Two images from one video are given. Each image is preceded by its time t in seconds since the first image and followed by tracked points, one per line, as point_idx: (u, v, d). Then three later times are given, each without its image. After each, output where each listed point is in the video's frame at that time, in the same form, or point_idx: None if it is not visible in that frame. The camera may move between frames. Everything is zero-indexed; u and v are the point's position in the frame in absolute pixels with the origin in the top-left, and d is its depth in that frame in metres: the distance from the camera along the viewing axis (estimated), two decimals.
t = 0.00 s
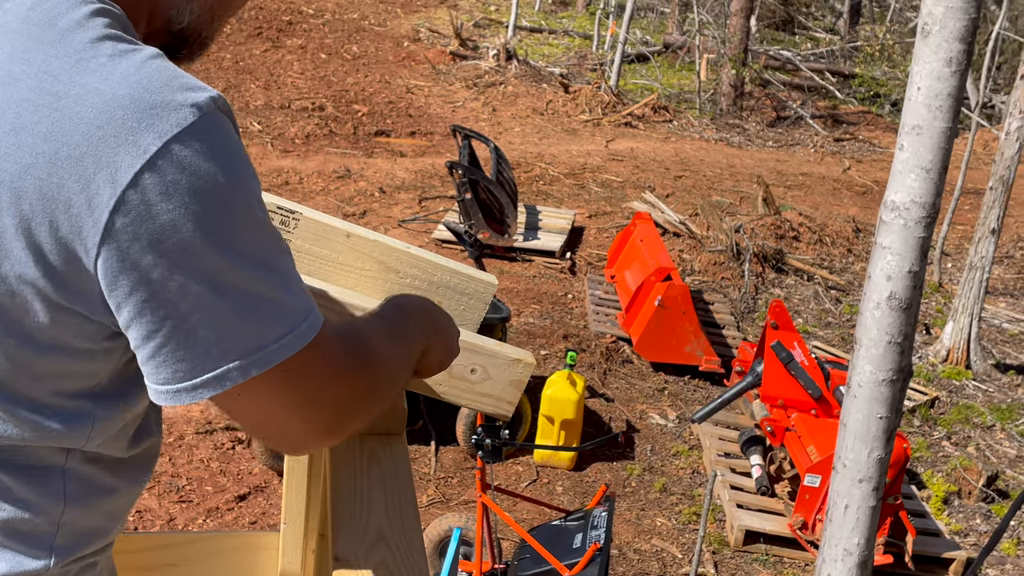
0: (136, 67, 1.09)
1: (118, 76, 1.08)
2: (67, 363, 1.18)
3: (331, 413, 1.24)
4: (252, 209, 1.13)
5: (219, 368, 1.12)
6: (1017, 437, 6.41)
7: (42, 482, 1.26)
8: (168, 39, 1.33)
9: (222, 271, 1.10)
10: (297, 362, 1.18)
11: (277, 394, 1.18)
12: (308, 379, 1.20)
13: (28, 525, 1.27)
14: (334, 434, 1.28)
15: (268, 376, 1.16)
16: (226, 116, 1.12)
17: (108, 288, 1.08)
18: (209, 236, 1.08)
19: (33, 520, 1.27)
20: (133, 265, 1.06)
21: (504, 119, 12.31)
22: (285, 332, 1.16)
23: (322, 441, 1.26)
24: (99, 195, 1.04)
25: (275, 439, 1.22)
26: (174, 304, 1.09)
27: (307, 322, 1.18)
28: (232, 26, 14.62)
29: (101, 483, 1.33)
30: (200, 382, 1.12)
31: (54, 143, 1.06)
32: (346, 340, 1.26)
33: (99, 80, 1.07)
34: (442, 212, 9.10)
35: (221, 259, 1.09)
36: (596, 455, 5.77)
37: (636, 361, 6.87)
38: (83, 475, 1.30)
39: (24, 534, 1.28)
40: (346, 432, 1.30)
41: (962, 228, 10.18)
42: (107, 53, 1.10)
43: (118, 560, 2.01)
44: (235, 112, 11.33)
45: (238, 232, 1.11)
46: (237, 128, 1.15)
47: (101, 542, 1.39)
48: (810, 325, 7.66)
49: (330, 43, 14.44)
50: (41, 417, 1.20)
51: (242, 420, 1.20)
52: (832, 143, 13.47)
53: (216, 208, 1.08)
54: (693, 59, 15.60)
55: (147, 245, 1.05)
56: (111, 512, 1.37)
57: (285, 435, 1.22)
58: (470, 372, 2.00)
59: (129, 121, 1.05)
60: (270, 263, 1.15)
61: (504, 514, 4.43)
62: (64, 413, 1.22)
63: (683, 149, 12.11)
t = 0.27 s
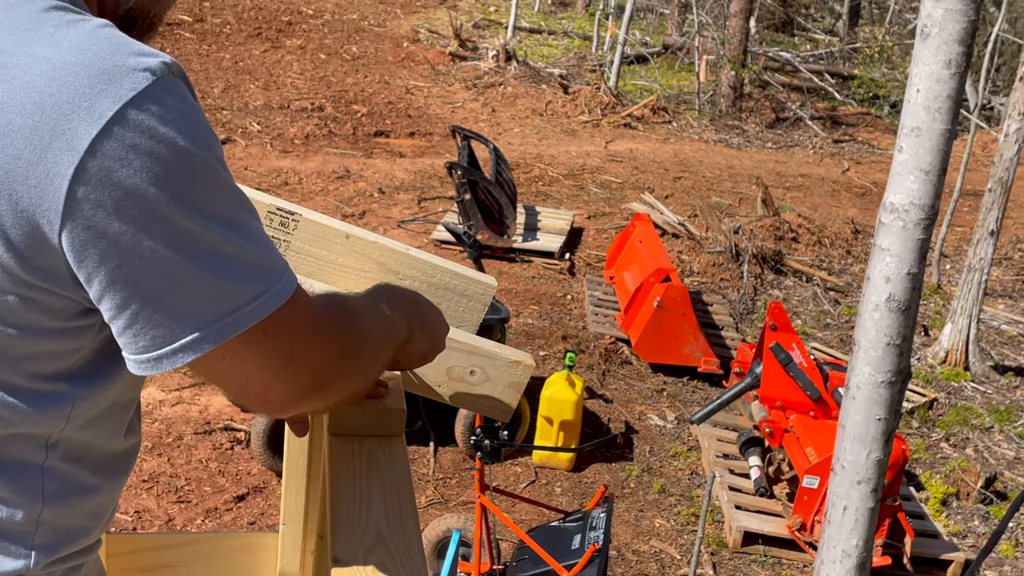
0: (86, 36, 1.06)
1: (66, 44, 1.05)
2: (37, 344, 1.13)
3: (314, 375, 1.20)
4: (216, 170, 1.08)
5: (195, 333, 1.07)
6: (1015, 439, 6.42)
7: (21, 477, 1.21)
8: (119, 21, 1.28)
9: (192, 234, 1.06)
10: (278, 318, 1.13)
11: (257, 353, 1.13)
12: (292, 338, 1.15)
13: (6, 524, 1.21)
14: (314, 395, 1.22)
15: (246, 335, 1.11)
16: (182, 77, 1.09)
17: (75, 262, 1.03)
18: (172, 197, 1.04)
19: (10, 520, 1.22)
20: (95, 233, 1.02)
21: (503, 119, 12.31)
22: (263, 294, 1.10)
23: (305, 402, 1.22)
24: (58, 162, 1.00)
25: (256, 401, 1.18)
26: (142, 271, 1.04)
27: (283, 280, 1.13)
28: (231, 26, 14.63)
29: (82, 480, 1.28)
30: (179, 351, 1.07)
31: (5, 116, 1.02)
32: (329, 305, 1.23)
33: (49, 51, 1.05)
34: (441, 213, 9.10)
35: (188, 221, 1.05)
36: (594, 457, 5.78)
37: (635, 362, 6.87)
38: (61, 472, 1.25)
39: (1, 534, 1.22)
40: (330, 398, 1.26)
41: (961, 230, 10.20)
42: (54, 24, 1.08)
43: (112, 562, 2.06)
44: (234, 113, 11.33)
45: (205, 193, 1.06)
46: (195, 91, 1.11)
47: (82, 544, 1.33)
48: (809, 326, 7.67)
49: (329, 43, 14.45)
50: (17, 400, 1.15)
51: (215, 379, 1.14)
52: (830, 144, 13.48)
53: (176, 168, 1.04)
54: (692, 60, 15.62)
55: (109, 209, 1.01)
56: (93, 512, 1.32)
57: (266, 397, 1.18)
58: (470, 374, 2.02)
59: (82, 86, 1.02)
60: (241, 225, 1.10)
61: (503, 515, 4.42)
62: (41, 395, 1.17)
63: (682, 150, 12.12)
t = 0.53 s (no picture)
0: (52, 19, 1.07)
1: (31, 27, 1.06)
2: (13, 329, 1.12)
3: (294, 358, 1.20)
4: (187, 151, 1.09)
5: (170, 314, 1.07)
6: (1014, 438, 6.42)
7: None
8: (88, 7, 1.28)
9: (162, 213, 1.06)
10: (255, 298, 1.13)
11: (234, 334, 1.13)
12: (270, 321, 1.15)
13: None
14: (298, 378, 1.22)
15: (222, 318, 1.11)
16: (149, 60, 1.10)
17: (45, 244, 1.03)
18: (142, 175, 1.04)
19: None
20: (64, 213, 1.02)
21: (503, 119, 12.31)
22: (239, 275, 1.11)
23: (288, 384, 1.21)
24: (23, 142, 1.01)
25: (235, 386, 1.18)
26: (113, 252, 1.04)
27: (257, 260, 1.13)
28: (231, 25, 14.63)
29: (62, 473, 1.25)
30: (154, 332, 1.07)
31: None
32: (307, 289, 1.23)
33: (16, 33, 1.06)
34: (441, 212, 9.10)
35: (159, 200, 1.05)
36: (594, 456, 5.78)
37: (635, 361, 6.87)
38: (42, 465, 1.22)
39: None
40: (311, 382, 1.24)
41: (960, 229, 10.20)
42: (21, 10, 1.08)
43: (112, 561, 2.08)
44: (233, 111, 11.32)
45: (174, 173, 1.06)
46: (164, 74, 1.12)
47: (63, 542, 1.29)
48: (808, 325, 7.67)
49: (329, 42, 14.44)
50: None
51: (195, 365, 1.15)
52: (830, 144, 13.48)
53: (145, 148, 1.04)
54: (692, 60, 15.63)
55: (78, 189, 1.01)
56: (76, 508, 1.28)
57: (242, 380, 1.17)
58: (470, 372, 2.02)
59: (50, 66, 1.03)
60: (213, 205, 1.10)
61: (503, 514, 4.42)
62: (17, 381, 1.15)
63: (681, 149, 12.12)
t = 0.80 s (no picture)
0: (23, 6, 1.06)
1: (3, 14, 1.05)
2: None
3: (272, 350, 1.21)
4: (161, 137, 1.08)
5: (146, 301, 1.06)
6: (1013, 436, 6.43)
7: None
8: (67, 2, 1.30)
9: (135, 199, 1.05)
10: (232, 291, 1.13)
11: (211, 326, 1.13)
12: (247, 314, 1.16)
13: None
14: (276, 369, 1.24)
15: (200, 310, 1.11)
16: (123, 47, 1.09)
17: (18, 230, 1.02)
18: (114, 162, 1.03)
19: None
20: (37, 198, 1.01)
21: (502, 117, 12.31)
22: (215, 264, 1.10)
23: (266, 376, 1.23)
24: None
25: (214, 378, 1.19)
26: (87, 238, 1.03)
27: (233, 250, 1.12)
28: (230, 24, 14.62)
29: (43, 472, 1.23)
30: (129, 318, 1.06)
31: None
32: (284, 280, 1.24)
33: None
34: (440, 211, 9.10)
35: (133, 186, 1.04)
36: (593, 453, 5.78)
37: (634, 360, 6.88)
38: (22, 464, 1.21)
39: None
40: (290, 372, 1.27)
41: (960, 227, 10.21)
42: None
43: (112, 560, 2.07)
44: (233, 110, 11.32)
45: (148, 158, 1.05)
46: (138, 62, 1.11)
47: (43, 540, 1.27)
48: (808, 324, 7.68)
49: (328, 41, 14.43)
50: None
51: (173, 356, 1.15)
52: (830, 142, 13.48)
53: (118, 132, 1.03)
54: (692, 58, 15.63)
55: (50, 173, 1.01)
56: (55, 507, 1.26)
57: (224, 372, 1.19)
58: (470, 370, 2.02)
59: (21, 53, 1.02)
60: (188, 192, 1.09)
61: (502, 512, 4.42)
62: None
63: (681, 148, 12.12)
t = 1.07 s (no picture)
0: None
1: None
2: None
3: (260, 331, 1.17)
4: (146, 116, 1.04)
5: (134, 282, 1.02)
6: (1013, 433, 6.43)
7: None
8: None
9: (119, 178, 1.01)
10: (217, 271, 1.09)
11: (198, 306, 1.09)
12: (233, 294, 1.11)
13: None
14: (265, 351, 1.20)
15: (187, 289, 1.07)
16: (104, 27, 1.06)
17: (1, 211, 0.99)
18: (97, 138, 0.99)
19: None
20: (19, 177, 0.98)
21: (502, 115, 12.31)
22: (203, 244, 1.06)
23: (256, 358, 1.19)
24: None
25: (202, 362, 1.15)
26: (72, 218, 0.99)
27: (221, 230, 1.08)
28: (230, 22, 14.62)
29: (28, 467, 1.19)
30: (116, 299, 1.02)
31: None
32: (269, 261, 1.19)
33: None
34: (440, 208, 9.10)
35: (116, 163, 1.00)
36: (593, 451, 5.79)
37: (634, 357, 6.88)
38: (8, 457, 1.17)
39: None
40: (280, 354, 1.22)
41: (960, 225, 10.21)
42: None
43: (112, 557, 2.08)
44: (233, 108, 11.31)
45: (132, 135, 1.02)
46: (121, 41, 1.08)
47: (31, 536, 1.24)
48: (808, 321, 7.68)
49: (328, 39, 14.43)
50: None
51: (157, 340, 1.11)
52: (830, 140, 13.48)
53: (100, 109, 1.00)
54: (691, 56, 15.63)
55: (31, 152, 0.97)
56: (41, 501, 1.23)
57: (213, 355, 1.15)
58: (469, 366, 1.93)
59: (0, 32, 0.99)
60: (175, 171, 1.06)
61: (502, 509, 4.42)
62: None
63: (681, 145, 12.12)
